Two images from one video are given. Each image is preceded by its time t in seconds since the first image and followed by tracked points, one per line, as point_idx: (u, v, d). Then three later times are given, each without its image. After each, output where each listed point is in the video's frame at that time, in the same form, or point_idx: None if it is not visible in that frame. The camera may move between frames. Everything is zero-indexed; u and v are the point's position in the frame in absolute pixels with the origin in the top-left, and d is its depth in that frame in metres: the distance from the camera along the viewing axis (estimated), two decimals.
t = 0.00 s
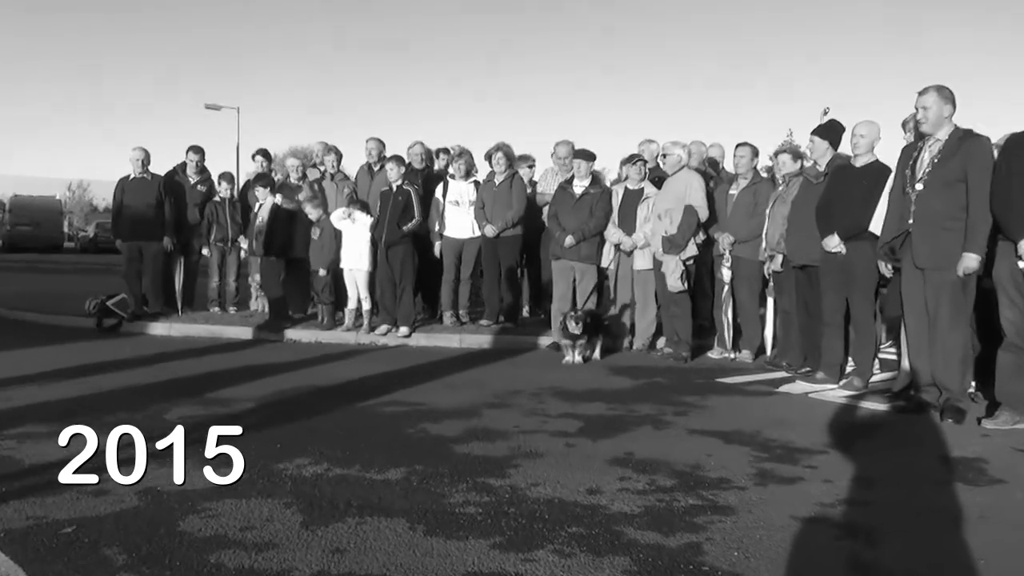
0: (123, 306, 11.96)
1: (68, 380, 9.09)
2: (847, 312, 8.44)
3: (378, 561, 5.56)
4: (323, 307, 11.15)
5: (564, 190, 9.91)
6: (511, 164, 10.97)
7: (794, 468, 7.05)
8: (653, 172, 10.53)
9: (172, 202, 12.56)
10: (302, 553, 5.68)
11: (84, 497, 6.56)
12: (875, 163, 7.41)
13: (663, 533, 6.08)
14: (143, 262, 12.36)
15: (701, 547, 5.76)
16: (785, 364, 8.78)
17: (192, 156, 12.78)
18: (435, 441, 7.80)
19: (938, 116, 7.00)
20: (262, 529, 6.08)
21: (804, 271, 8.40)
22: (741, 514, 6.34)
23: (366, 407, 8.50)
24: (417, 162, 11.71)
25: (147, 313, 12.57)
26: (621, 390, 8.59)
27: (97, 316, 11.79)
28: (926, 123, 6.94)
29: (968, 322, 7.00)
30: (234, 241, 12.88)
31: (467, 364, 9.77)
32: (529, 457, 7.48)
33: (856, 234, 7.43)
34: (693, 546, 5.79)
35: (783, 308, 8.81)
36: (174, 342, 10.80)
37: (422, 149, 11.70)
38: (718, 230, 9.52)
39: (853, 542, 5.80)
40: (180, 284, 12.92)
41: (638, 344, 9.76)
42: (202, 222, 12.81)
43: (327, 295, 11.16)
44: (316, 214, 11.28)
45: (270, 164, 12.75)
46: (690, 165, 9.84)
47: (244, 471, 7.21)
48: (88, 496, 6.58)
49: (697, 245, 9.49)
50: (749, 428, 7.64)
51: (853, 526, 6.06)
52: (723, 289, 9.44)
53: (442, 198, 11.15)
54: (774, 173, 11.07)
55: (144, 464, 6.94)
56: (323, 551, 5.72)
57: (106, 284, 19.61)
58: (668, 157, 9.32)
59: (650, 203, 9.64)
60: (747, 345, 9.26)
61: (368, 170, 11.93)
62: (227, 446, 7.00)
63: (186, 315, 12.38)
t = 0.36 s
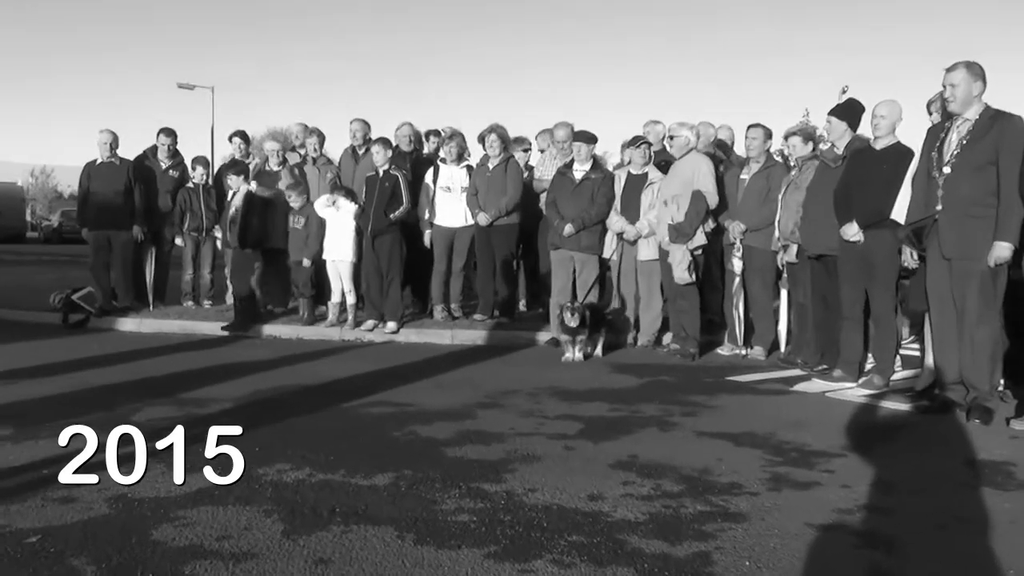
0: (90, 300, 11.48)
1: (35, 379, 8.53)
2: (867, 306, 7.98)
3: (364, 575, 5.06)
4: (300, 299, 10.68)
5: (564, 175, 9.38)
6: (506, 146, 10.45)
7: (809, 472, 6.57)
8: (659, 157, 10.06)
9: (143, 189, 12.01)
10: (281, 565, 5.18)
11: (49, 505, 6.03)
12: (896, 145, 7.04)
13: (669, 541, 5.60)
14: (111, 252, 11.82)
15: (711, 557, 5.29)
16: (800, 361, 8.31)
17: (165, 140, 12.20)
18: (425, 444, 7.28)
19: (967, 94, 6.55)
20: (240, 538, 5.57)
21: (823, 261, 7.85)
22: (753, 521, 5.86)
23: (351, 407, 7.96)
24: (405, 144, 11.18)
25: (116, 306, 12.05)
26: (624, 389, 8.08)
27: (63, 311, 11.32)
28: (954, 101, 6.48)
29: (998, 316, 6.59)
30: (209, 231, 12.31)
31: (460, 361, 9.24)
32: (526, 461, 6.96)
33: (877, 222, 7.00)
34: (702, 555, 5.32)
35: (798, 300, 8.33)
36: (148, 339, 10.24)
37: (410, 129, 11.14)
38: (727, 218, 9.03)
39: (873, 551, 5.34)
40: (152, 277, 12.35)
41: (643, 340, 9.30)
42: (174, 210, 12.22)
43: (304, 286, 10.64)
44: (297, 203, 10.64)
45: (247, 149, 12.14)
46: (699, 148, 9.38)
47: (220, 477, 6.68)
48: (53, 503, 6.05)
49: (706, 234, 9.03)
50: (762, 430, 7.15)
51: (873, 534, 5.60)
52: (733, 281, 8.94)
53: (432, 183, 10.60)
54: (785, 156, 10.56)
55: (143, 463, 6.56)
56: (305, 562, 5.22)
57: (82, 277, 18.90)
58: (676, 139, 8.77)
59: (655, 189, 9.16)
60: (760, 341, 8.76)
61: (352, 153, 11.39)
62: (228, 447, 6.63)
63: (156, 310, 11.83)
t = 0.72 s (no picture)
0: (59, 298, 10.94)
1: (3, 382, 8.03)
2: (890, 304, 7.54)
3: None
4: (283, 298, 10.16)
5: (564, 164, 8.98)
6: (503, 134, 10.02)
7: (827, 482, 6.11)
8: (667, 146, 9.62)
9: (115, 178, 11.53)
10: None
11: (12, 517, 5.56)
12: (920, 133, 6.60)
13: (678, 557, 5.14)
14: (82, 247, 11.31)
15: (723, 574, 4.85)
16: (817, 365, 7.85)
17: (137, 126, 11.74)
18: (417, 453, 6.79)
19: (1000, 77, 6.13)
20: (218, 554, 5.11)
21: (842, 257, 7.45)
22: (768, 535, 5.41)
23: (338, 413, 7.46)
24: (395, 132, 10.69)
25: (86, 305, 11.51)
26: (630, 394, 7.61)
27: (29, 310, 10.76)
28: (986, 85, 6.07)
29: None
30: (185, 224, 11.93)
31: (454, 364, 8.76)
32: (524, 471, 6.48)
33: (900, 214, 6.60)
34: (715, 572, 4.87)
35: (815, 300, 7.88)
36: (122, 340, 9.73)
37: (401, 117, 10.62)
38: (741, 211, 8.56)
39: (900, 568, 4.90)
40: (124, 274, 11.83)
41: (649, 343, 8.86)
42: (148, 201, 11.77)
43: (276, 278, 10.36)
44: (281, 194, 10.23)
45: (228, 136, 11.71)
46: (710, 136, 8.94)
47: (197, 487, 6.20)
48: (16, 516, 5.58)
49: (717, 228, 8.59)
50: (777, 438, 6.69)
51: (898, 549, 5.16)
52: (746, 279, 8.48)
53: (424, 172, 10.13)
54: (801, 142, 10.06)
55: (143, 463, 6.24)
56: None
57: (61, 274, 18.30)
58: (685, 125, 8.34)
59: (662, 179, 8.74)
60: (774, 343, 8.38)
61: (338, 141, 10.91)
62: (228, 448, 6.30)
63: (128, 308, 11.33)
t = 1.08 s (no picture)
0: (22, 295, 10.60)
1: None
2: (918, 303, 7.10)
3: None
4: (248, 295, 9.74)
5: (567, 153, 8.55)
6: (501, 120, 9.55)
7: (849, 495, 5.66)
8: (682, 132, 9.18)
9: (85, 167, 11.07)
10: None
11: None
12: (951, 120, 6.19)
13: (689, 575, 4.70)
14: (48, 240, 10.86)
15: None
16: (839, 368, 7.39)
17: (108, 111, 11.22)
18: (408, 462, 6.31)
19: None
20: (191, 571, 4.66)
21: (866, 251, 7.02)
22: (787, 552, 4.96)
23: (323, 419, 6.98)
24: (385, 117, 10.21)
25: (52, 302, 10.99)
26: (636, 400, 7.15)
27: None
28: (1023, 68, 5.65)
29: None
30: (157, 216, 11.27)
31: (449, 367, 8.27)
32: (523, 482, 6.01)
33: (929, 208, 6.21)
34: None
35: (835, 298, 7.48)
36: (95, 341, 9.23)
37: (391, 101, 10.11)
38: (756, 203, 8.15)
39: None
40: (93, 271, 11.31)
41: (656, 345, 8.52)
42: (119, 192, 11.18)
43: (252, 274, 9.74)
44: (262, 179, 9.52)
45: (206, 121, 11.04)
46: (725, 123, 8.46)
47: (170, 498, 5.73)
48: None
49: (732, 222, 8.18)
50: (795, 447, 6.24)
51: (928, 567, 4.72)
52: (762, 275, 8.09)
53: (416, 161, 9.70)
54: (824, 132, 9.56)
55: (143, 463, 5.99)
56: None
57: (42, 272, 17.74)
58: (698, 112, 7.91)
59: (673, 169, 8.33)
60: (793, 345, 7.99)
61: (324, 128, 10.36)
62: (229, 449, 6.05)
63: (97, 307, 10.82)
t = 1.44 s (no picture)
0: None
1: None
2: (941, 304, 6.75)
3: None
4: (225, 293, 9.27)
5: (567, 141, 8.20)
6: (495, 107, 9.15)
7: (867, 508, 5.29)
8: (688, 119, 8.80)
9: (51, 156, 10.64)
10: None
11: None
12: (977, 108, 5.86)
13: None
14: (12, 233, 10.41)
15: None
16: (856, 373, 7.11)
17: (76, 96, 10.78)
18: (395, 472, 5.90)
19: None
20: None
21: (886, 248, 6.71)
22: (802, 569, 4.59)
23: (305, 425, 6.56)
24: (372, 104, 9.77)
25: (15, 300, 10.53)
26: (639, 406, 6.76)
27: None
28: None
29: None
30: (127, 209, 10.85)
31: (439, 371, 7.86)
32: (519, 493, 5.60)
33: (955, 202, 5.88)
34: None
35: (850, 298, 7.22)
36: (63, 342, 8.77)
37: (378, 86, 9.66)
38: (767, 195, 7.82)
39: None
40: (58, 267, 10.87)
41: (661, 347, 8.13)
42: (87, 182, 10.75)
43: (227, 270, 9.28)
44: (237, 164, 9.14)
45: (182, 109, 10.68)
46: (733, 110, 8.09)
47: (141, 509, 5.33)
48: None
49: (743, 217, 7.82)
50: (809, 456, 5.85)
51: None
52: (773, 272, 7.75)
53: (405, 150, 9.30)
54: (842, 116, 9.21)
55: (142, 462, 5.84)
56: None
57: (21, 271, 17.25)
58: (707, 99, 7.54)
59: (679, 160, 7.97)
60: (807, 348, 7.64)
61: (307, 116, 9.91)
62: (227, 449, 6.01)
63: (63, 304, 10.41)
